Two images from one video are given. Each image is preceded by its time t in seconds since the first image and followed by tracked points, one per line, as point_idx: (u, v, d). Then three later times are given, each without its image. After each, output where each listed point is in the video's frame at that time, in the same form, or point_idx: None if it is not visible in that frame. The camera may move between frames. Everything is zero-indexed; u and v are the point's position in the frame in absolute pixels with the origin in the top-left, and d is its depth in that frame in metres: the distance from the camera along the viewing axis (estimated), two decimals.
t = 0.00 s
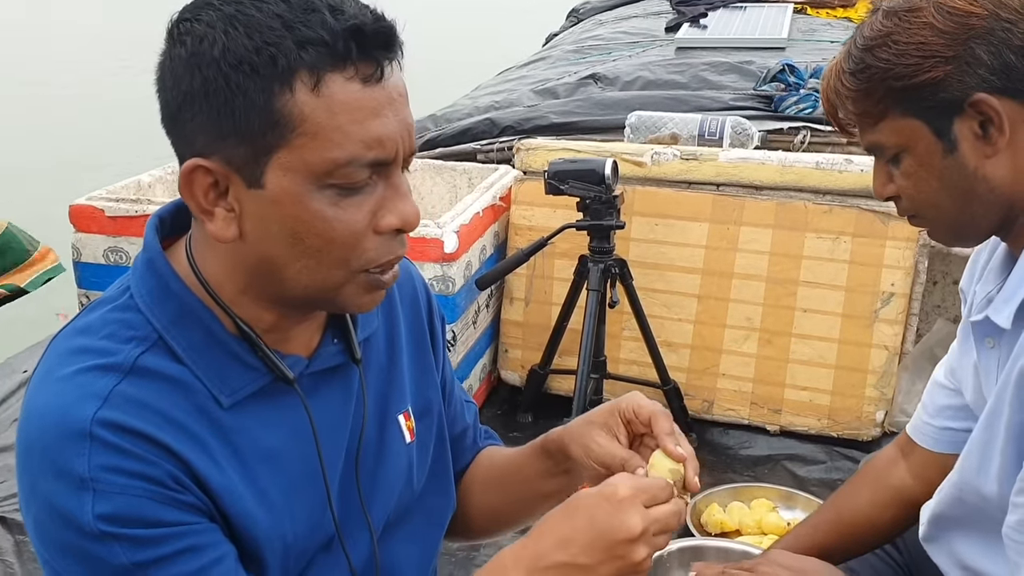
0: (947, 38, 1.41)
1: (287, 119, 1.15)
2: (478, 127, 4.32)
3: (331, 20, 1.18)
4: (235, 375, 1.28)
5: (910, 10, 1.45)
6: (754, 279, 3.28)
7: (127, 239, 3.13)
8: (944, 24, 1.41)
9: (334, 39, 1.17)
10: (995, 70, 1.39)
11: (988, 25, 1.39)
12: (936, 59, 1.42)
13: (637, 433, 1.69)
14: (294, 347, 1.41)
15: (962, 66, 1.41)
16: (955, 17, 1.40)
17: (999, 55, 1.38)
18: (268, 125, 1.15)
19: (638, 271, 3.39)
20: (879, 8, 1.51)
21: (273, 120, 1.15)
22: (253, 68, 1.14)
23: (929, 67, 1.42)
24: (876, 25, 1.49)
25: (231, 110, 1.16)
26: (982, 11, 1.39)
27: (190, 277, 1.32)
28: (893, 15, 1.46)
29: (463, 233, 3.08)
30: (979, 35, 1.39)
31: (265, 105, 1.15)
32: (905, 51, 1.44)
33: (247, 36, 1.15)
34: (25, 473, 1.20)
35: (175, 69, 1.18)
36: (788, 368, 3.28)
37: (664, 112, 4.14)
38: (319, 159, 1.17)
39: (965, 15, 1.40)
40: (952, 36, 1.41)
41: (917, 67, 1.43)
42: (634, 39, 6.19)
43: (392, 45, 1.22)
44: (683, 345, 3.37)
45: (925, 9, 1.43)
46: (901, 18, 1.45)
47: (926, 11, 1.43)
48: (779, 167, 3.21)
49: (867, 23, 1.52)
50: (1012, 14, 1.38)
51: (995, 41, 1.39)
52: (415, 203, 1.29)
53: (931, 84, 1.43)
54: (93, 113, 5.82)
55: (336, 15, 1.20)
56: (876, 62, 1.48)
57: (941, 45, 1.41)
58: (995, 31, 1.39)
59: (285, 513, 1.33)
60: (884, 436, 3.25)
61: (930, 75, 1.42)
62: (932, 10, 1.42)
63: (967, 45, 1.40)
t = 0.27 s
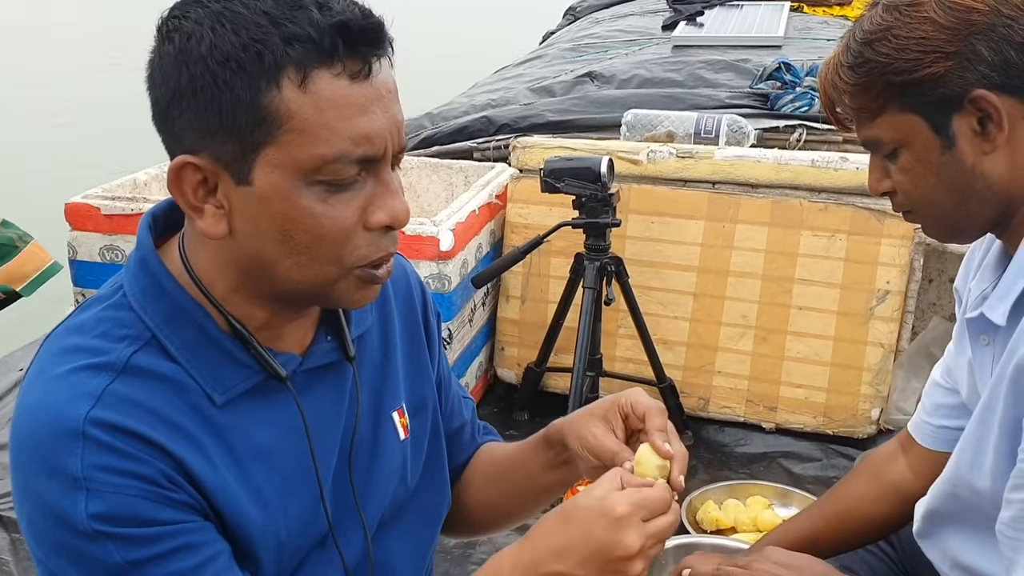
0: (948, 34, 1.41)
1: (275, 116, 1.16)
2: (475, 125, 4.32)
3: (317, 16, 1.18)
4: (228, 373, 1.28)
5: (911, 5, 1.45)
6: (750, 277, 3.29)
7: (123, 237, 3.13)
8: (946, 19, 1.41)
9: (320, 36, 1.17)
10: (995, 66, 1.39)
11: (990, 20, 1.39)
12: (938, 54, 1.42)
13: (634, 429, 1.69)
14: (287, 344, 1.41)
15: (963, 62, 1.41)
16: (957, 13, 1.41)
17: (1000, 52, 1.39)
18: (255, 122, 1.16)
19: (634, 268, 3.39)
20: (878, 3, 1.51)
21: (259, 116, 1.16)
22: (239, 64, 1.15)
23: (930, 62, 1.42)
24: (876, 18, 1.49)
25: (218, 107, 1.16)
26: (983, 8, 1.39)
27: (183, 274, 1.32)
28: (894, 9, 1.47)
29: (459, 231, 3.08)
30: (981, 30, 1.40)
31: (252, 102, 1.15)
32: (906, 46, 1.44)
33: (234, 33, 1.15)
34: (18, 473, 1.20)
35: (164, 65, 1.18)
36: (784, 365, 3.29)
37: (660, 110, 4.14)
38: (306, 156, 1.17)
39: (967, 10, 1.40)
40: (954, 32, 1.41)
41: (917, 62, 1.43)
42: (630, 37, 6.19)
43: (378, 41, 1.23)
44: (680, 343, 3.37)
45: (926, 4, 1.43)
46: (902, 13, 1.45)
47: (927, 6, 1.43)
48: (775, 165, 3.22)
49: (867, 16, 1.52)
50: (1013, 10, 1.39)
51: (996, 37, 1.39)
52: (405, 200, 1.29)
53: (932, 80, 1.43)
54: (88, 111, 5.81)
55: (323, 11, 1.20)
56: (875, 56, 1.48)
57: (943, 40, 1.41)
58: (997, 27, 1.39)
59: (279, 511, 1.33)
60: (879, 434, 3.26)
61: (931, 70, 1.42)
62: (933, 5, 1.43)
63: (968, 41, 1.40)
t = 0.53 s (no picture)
0: (942, 34, 1.41)
1: (268, 116, 1.16)
2: (471, 124, 4.32)
3: (307, 15, 1.18)
4: (223, 370, 1.29)
5: (905, 4, 1.46)
6: (746, 275, 3.29)
7: (119, 235, 3.13)
8: (938, 19, 1.42)
9: (311, 35, 1.16)
10: (989, 66, 1.40)
11: (983, 21, 1.40)
12: (931, 54, 1.43)
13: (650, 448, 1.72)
14: (283, 342, 1.41)
15: (956, 62, 1.42)
16: (949, 13, 1.41)
17: (993, 52, 1.39)
18: (247, 124, 1.16)
19: (630, 267, 3.39)
20: (872, 2, 1.52)
21: (251, 118, 1.16)
22: (230, 66, 1.14)
23: (924, 62, 1.43)
24: (870, 19, 1.50)
25: (210, 109, 1.16)
26: (976, 8, 1.40)
27: (178, 272, 1.32)
28: (887, 9, 1.48)
29: (456, 229, 3.08)
30: (974, 31, 1.40)
31: (243, 104, 1.15)
32: (899, 46, 1.45)
33: (224, 35, 1.15)
34: (12, 469, 1.20)
35: (155, 67, 1.18)
36: (780, 363, 3.29)
37: (656, 109, 4.14)
38: (299, 155, 1.17)
39: (960, 11, 1.41)
40: (946, 32, 1.41)
41: (910, 63, 1.44)
42: (627, 36, 6.19)
43: (369, 37, 1.22)
44: (676, 341, 3.38)
45: (920, 4, 1.44)
46: (895, 13, 1.46)
47: (920, 6, 1.44)
48: (771, 163, 3.22)
49: (861, 15, 1.53)
50: (1006, 10, 1.40)
51: (990, 37, 1.39)
52: (401, 196, 1.29)
53: (925, 80, 1.43)
54: (85, 109, 5.80)
55: (312, 9, 1.19)
56: (869, 56, 1.48)
57: (936, 41, 1.42)
58: (990, 27, 1.40)
59: (273, 509, 1.33)
60: (875, 432, 3.27)
61: (924, 70, 1.43)
62: (926, 5, 1.43)
63: (961, 41, 1.41)
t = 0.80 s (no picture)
0: (943, 32, 1.42)
1: (279, 119, 1.16)
2: (471, 123, 4.33)
3: (318, 19, 1.18)
4: (228, 371, 1.29)
5: (905, 3, 1.46)
6: (745, 274, 3.30)
7: (119, 235, 3.13)
8: (938, 16, 1.42)
9: (323, 39, 1.17)
10: (989, 65, 1.40)
11: (984, 19, 1.40)
12: (932, 53, 1.43)
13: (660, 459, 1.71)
14: (286, 342, 1.42)
15: (957, 61, 1.42)
16: (950, 11, 1.42)
17: (993, 50, 1.40)
18: (258, 127, 1.16)
19: (630, 265, 3.40)
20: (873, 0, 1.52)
21: (263, 122, 1.16)
22: (242, 70, 1.14)
23: (925, 61, 1.43)
24: (870, 17, 1.50)
25: (221, 112, 1.16)
26: (977, 6, 1.41)
27: (183, 272, 1.32)
28: (888, 8, 1.48)
29: (455, 228, 3.09)
30: (975, 29, 1.41)
31: (255, 108, 1.15)
32: (900, 45, 1.45)
33: (236, 38, 1.15)
34: (18, 469, 1.20)
35: (163, 70, 1.17)
36: (779, 362, 3.30)
37: (655, 108, 4.15)
38: (310, 160, 1.18)
39: (960, 10, 1.41)
40: (948, 30, 1.42)
41: (910, 62, 1.44)
42: (626, 35, 6.19)
43: (379, 41, 1.23)
44: (675, 339, 3.38)
45: (920, 3, 1.44)
46: (896, 11, 1.47)
47: (922, 5, 1.44)
48: (770, 162, 3.22)
49: (862, 14, 1.53)
50: (1007, 9, 1.40)
51: (991, 36, 1.40)
52: (407, 198, 1.30)
53: (927, 78, 1.44)
54: (83, 109, 5.80)
55: (323, 14, 1.20)
56: (870, 54, 1.49)
57: (937, 40, 1.42)
58: (991, 26, 1.40)
59: (278, 509, 1.34)
60: (874, 430, 3.27)
61: (925, 69, 1.43)
62: (928, 4, 1.44)
63: (962, 40, 1.41)
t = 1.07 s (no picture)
0: (936, 32, 1.42)
1: (284, 122, 1.16)
2: (469, 123, 4.33)
3: (323, 22, 1.19)
4: (227, 372, 1.29)
5: (899, 3, 1.46)
6: (743, 273, 3.30)
7: (118, 236, 3.13)
8: (931, 16, 1.43)
9: (327, 42, 1.18)
10: (982, 64, 1.41)
11: (976, 19, 1.41)
12: (925, 53, 1.43)
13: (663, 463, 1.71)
14: (284, 343, 1.42)
15: (949, 60, 1.42)
16: (943, 11, 1.42)
17: (986, 50, 1.40)
18: (263, 129, 1.16)
19: (627, 265, 3.40)
20: (867, 0, 1.53)
21: (269, 123, 1.16)
22: (247, 72, 1.15)
23: (917, 60, 1.44)
24: (865, 17, 1.50)
25: (225, 114, 1.16)
26: (969, 6, 1.41)
27: (182, 273, 1.33)
28: (882, 7, 1.48)
29: (454, 229, 3.09)
30: (968, 29, 1.41)
31: (260, 109, 1.15)
32: (893, 44, 1.46)
33: (240, 40, 1.15)
34: (19, 472, 1.20)
35: (165, 70, 1.18)
36: (777, 361, 3.30)
37: (653, 107, 4.15)
38: (315, 162, 1.18)
39: (953, 9, 1.42)
40: (940, 30, 1.42)
41: (904, 61, 1.45)
42: (624, 34, 6.20)
43: (381, 45, 1.24)
44: (673, 339, 3.39)
45: (914, 2, 1.45)
46: (890, 11, 1.47)
47: (915, 5, 1.45)
48: (767, 161, 3.23)
49: (856, 14, 1.54)
50: (1000, 9, 1.40)
51: (983, 35, 1.40)
52: (407, 198, 1.31)
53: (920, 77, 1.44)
54: (82, 110, 5.80)
55: (328, 17, 1.20)
56: (864, 54, 1.49)
57: (930, 39, 1.43)
58: (984, 25, 1.41)
59: (278, 509, 1.34)
60: (873, 429, 3.28)
61: (919, 68, 1.44)
62: (921, 4, 1.44)
63: (955, 39, 1.42)
